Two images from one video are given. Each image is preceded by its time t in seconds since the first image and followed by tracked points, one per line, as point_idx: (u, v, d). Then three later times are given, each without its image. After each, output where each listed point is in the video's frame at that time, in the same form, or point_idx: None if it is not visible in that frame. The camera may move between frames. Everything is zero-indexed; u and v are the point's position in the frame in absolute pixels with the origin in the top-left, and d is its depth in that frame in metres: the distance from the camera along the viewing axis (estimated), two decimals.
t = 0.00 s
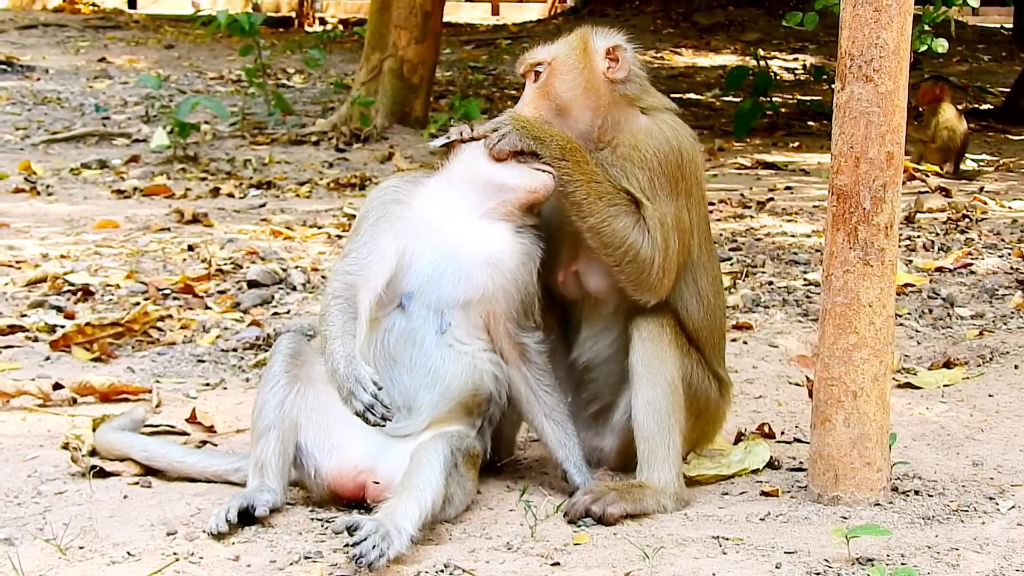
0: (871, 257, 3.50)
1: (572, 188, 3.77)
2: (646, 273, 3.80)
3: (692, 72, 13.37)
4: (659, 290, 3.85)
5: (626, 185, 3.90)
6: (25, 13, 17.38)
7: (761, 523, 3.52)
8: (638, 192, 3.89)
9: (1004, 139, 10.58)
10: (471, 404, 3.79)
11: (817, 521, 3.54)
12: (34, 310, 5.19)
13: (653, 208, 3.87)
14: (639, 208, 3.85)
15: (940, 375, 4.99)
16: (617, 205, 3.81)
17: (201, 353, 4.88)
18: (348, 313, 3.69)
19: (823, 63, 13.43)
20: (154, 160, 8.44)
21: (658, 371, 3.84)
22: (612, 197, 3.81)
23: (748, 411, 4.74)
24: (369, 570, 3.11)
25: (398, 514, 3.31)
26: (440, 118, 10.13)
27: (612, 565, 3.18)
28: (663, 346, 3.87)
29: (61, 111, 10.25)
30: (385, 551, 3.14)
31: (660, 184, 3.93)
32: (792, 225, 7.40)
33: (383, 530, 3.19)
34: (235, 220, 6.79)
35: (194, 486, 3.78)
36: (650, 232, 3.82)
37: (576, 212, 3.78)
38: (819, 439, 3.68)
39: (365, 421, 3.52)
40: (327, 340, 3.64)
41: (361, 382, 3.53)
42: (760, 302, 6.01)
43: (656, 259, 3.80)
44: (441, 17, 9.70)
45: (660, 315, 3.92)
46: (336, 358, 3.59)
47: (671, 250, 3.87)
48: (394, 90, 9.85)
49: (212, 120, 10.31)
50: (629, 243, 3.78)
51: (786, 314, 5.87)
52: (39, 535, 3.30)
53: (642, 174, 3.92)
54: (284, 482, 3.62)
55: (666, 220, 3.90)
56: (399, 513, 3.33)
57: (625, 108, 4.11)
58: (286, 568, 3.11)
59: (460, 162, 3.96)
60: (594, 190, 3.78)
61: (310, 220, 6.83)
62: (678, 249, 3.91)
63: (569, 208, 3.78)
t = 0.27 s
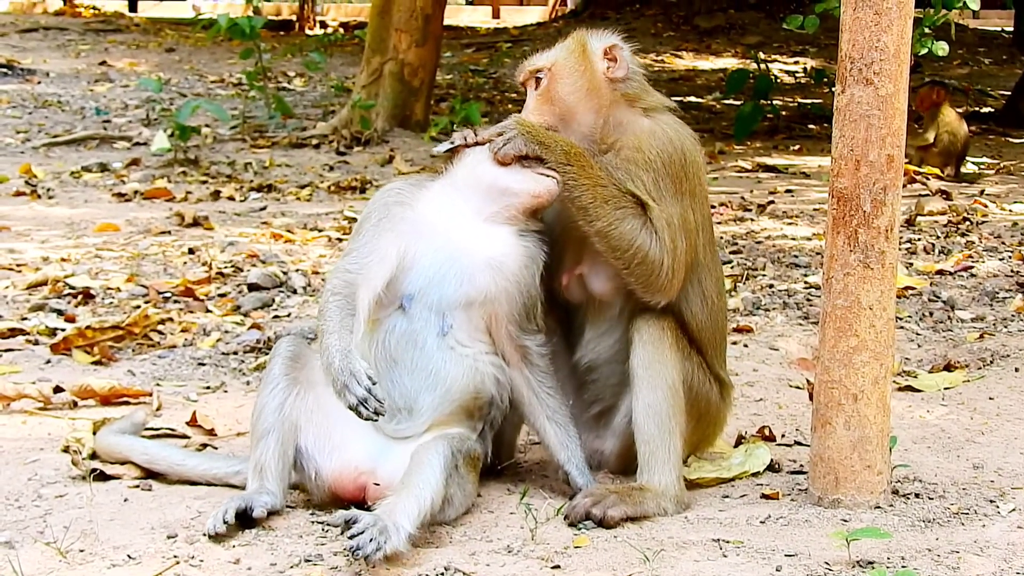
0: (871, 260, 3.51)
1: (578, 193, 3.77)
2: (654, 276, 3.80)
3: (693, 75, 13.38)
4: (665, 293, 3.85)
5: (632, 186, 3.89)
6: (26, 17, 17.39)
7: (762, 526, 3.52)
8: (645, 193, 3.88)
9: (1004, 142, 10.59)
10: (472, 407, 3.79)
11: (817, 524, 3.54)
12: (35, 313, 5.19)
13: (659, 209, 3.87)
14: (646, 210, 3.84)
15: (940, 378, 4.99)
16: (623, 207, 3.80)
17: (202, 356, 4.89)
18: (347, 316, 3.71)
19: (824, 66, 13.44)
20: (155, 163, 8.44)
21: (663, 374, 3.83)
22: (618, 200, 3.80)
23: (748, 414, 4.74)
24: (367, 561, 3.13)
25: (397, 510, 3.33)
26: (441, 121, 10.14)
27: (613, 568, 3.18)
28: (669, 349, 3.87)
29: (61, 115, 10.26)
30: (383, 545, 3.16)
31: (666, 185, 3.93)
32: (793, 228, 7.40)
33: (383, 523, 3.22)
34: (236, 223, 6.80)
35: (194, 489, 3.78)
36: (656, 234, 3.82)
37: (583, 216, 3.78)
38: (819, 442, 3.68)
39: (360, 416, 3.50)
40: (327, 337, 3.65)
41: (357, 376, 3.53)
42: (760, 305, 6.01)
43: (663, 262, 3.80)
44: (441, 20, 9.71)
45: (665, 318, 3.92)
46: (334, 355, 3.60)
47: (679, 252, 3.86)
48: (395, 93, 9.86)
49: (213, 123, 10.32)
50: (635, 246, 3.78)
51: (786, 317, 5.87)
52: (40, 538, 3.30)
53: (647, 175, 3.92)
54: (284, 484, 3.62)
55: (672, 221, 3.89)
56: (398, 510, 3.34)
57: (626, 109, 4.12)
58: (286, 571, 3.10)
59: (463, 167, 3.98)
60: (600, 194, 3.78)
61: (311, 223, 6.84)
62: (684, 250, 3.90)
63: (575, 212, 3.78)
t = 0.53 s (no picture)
0: (872, 261, 3.51)
1: (584, 195, 3.76)
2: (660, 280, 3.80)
3: (694, 76, 13.38)
4: (670, 296, 3.85)
5: (639, 188, 3.87)
6: (25, 18, 17.39)
7: (762, 527, 3.52)
8: (651, 196, 3.87)
9: (1005, 143, 10.59)
10: (474, 408, 3.82)
11: (818, 525, 3.54)
12: (35, 315, 5.19)
13: (665, 211, 3.85)
14: (652, 213, 3.84)
15: (941, 379, 4.98)
16: (629, 210, 3.79)
17: (202, 358, 4.88)
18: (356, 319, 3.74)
19: (824, 68, 13.45)
20: (155, 165, 8.44)
21: (668, 377, 3.83)
22: (624, 203, 3.79)
23: (749, 415, 4.74)
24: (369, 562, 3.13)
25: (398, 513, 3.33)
26: (441, 123, 10.14)
27: (613, 569, 3.18)
28: (673, 353, 3.86)
29: (62, 117, 10.26)
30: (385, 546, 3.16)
31: (672, 187, 3.92)
32: (793, 229, 7.39)
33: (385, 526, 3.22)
34: (236, 225, 6.79)
35: (195, 490, 3.78)
36: (663, 237, 3.81)
37: (589, 219, 3.77)
38: (819, 444, 3.68)
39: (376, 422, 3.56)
40: (338, 342, 3.70)
41: (373, 384, 3.59)
42: (760, 307, 6.01)
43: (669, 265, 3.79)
44: (441, 22, 9.71)
45: (670, 320, 3.92)
46: (348, 360, 3.64)
47: (685, 255, 3.86)
48: (395, 95, 9.86)
49: (213, 125, 10.32)
50: (641, 249, 3.77)
51: (786, 319, 5.87)
52: (40, 540, 3.30)
53: (654, 177, 3.90)
54: (284, 486, 3.61)
55: (679, 223, 3.89)
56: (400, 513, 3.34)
57: (637, 111, 4.13)
58: (286, 572, 3.10)
59: (469, 168, 3.99)
60: (607, 196, 3.77)
61: (311, 225, 6.83)
62: (690, 252, 3.90)
63: (581, 215, 3.77)
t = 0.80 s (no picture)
0: (874, 261, 3.51)
1: (591, 197, 3.79)
2: (666, 279, 3.81)
3: (694, 77, 13.39)
4: (677, 295, 3.86)
5: (644, 189, 3.89)
6: (26, 19, 17.39)
7: (764, 527, 3.52)
8: (657, 196, 3.89)
9: (1006, 144, 10.59)
10: (478, 408, 3.81)
11: (820, 526, 3.54)
12: (37, 316, 5.18)
13: (671, 211, 3.87)
14: (658, 213, 3.85)
15: (943, 380, 4.98)
16: (636, 211, 3.81)
17: (204, 359, 4.88)
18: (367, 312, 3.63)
19: (825, 69, 13.45)
20: (156, 166, 8.44)
21: (674, 377, 3.83)
22: (631, 204, 3.81)
23: (751, 416, 4.74)
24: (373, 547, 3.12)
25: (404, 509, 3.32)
26: (442, 124, 10.14)
27: (616, 570, 3.17)
28: (679, 352, 3.87)
29: (62, 117, 10.25)
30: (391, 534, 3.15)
31: (677, 188, 3.94)
32: (795, 230, 7.39)
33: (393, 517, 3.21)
34: (237, 225, 6.79)
35: (197, 491, 3.77)
36: (669, 238, 3.82)
37: (596, 219, 3.79)
38: (822, 444, 3.68)
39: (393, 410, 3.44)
40: (352, 331, 3.58)
41: (390, 370, 3.47)
42: (762, 308, 6.01)
43: (675, 265, 3.81)
44: (443, 23, 9.71)
45: (676, 319, 3.93)
46: (364, 347, 3.53)
47: (692, 255, 3.87)
48: (396, 96, 9.86)
49: (214, 126, 10.32)
50: (647, 248, 3.78)
51: (788, 319, 5.87)
52: (42, 541, 3.30)
53: (659, 177, 3.92)
54: (285, 486, 3.60)
55: (685, 224, 3.90)
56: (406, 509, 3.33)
57: (636, 112, 4.14)
58: (289, 573, 3.10)
59: (475, 168, 3.97)
60: (613, 197, 3.80)
61: (313, 226, 6.83)
62: (697, 252, 3.91)
63: (588, 216, 3.80)
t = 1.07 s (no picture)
0: (876, 261, 3.50)
1: (596, 197, 3.77)
2: (671, 280, 3.80)
3: (697, 78, 13.39)
4: (682, 295, 3.85)
5: (649, 188, 3.88)
6: (30, 21, 17.42)
7: (766, 528, 3.52)
8: (662, 196, 3.88)
9: (1008, 144, 10.58)
10: (482, 408, 3.83)
11: (822, 526, 3.54)
12: (40, 316, 5.19)
13: (677, 211, 3.87)
14: (663, 212, 3.84)
15: (945, 380, 4.97)
16: (641, 210, 3.80)
17: (206, 359, 4.88)
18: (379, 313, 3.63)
19: (828, 69, 13.44)
20: (159, 167, 8.44)
21: (679, 377, 3.83)
22: (637, 203, 3.80)
23: (753, 416, 4.74)
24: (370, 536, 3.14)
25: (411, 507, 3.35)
26: (445, 125, 10.14)
27: (618, 570, 3.17)
28: (684, 353, 3.86)
29: (65, 119, 10.27)
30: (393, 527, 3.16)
31: (682, 187, 3.93)
32: (797, 230, 7.39)
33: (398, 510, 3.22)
34: (240, 226, 6.80)
35: (199, 491, 3.78)
36: (674, 237, 3.81)
37: (601, 220, 3.78)
38: (824, 444, 3.68)
39: (410, 416, 3.40)
40: (367, 334, 3.57)
41: (408, 375, 3.45)
42: (765, 308, 6.01)
43: (680, 266, 3.80)
44: (445, 24, 9.71)
45: (680, 320, 3.93)
46: (381, 353, 3.52)
47: (697, 255, 3.87)
48: (399, 97, 9.86)
49: (217, 126, 10.32)
50: (652, 249, 3.77)
51: (791, 320, 5.86)
52: (45, 542, 3.30)
53: (664, 177, 3.91)
54: (287, 487, 3.59)
55: (690, 223, 3.90)
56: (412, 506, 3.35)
57: (644, 113, 4.14)
58: (291, 573, 3.10)
59: (480, 168, 3.97)
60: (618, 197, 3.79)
61: (315, 226, 6.83)
62: (702, 251, 3.91)
63: (594, 216, 3.78)
